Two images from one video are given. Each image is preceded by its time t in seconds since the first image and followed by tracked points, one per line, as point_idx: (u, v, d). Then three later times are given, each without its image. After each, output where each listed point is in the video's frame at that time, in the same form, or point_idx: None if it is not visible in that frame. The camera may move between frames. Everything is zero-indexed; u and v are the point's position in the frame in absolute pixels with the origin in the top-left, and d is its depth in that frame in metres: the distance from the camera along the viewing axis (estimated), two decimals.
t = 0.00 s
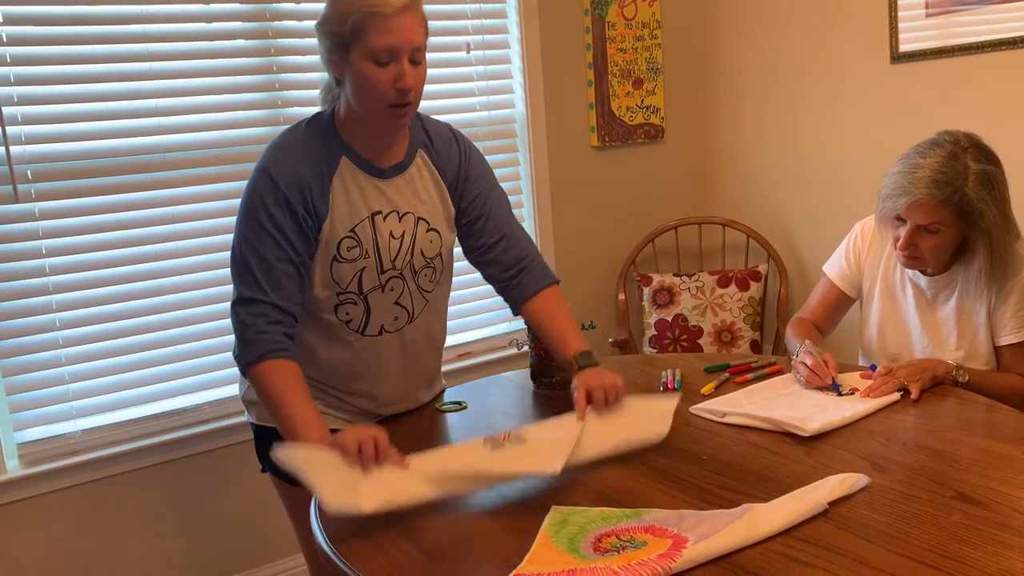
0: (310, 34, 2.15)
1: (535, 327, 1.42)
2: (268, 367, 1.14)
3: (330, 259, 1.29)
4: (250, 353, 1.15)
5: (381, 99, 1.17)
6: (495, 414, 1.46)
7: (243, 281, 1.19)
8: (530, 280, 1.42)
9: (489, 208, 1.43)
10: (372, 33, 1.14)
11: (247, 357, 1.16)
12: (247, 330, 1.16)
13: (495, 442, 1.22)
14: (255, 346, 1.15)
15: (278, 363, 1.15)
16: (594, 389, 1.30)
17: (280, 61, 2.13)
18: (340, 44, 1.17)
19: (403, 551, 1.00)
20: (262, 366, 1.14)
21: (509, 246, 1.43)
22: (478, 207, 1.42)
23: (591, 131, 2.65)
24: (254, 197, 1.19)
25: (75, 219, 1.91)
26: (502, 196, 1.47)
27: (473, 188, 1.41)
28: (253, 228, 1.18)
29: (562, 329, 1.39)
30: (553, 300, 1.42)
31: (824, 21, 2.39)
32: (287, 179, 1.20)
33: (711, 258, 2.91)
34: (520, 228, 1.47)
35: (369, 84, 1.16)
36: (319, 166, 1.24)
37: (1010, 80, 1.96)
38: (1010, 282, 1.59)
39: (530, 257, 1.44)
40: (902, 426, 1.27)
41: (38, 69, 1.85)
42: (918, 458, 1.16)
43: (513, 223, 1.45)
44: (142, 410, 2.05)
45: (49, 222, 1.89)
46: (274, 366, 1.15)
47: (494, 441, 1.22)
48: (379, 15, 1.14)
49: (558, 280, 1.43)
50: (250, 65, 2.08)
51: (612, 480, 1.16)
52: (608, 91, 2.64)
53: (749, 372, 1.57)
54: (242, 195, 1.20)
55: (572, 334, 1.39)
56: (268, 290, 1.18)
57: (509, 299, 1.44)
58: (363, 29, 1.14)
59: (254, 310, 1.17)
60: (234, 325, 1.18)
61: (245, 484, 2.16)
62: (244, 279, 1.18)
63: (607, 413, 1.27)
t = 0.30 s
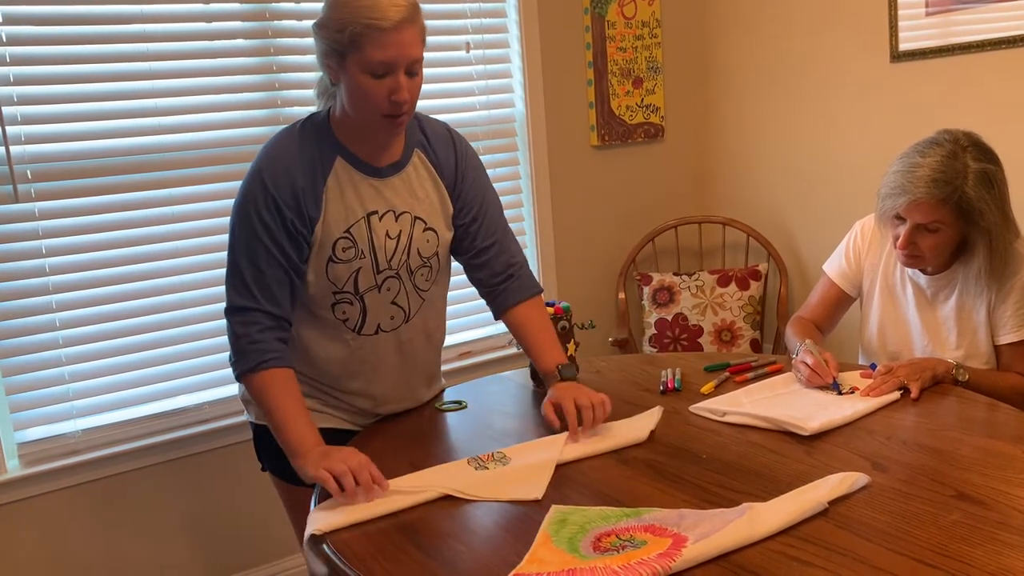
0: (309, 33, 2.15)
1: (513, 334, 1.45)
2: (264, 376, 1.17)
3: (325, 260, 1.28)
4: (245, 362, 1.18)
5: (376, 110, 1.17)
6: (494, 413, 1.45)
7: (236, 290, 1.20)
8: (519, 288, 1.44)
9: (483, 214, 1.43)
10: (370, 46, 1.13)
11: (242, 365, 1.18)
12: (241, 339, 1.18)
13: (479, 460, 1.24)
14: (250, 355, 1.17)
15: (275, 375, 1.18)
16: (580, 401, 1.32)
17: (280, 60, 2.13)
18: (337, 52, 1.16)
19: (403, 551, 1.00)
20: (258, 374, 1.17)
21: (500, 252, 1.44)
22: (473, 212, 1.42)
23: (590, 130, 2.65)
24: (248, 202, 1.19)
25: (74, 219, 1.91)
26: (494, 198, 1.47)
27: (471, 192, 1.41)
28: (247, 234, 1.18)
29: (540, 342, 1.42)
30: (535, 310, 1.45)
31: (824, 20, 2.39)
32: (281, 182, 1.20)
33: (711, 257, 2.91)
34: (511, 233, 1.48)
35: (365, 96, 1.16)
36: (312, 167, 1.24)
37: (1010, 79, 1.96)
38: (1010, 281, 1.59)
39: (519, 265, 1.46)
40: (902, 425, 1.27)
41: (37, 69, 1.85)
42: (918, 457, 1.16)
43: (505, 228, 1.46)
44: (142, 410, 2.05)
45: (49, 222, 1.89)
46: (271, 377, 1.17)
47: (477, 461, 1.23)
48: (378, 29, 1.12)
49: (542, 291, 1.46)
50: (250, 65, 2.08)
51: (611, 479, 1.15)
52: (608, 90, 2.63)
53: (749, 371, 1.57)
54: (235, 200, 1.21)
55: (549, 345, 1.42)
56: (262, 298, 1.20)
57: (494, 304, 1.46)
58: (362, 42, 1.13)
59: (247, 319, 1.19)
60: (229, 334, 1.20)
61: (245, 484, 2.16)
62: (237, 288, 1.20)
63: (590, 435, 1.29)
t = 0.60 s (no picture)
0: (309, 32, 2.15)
1: (510, 334, 1.41)
2: (289, 364, 1.14)
3: (322, 258, 1.28)
4: (266, 355, 1.15)
5: (370, 110, 1.17)
6: (495, 412, 1.45)
7: (248, 287, 1.18)
8: (512, 284, 1.40)
9: (477, 210, 1.42)
10: (364, 47, 1.12)
11: (265, 357, 1.15)
12: (259, 333, 1.16)
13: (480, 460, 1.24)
14: (271, 344, 1.15)
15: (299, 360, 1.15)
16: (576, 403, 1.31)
17: (280, 60, 2.13)
18: (331, 53, 1.15)
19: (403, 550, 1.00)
20: (280, 364, 1.14)
21: (495, 249, 1.42)
22: (467, 207, 1.41)
23: (590, 129, 2.65)
24: (248, 200, 1.19)
25: (74, 218, 1.91)
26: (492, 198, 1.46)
27: (465, 187, 1.40)
28: (247, 232, 1.18)
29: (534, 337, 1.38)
30: (530, 306, 1.41)
31: (825, 18, 2.39)
32: (280, 179, 1.20)
33: (711, 256, 2.91)
34: (509, 234, 1.46)
35: (359, 96, 1.16)
36: (310, 165, 1.25)
37: (1010, 78, 1.96)
38: (1010, 280, 1.59)
39: (515, 263, 1.43)
40: (903, 423, 1.27)
41: (37, 68, 1.85)
42: (918, 456, 1.16)
43: (502, 227, 1.44)
44: (141, 409, 2.05)
45: (48, 222, 1.89)
46: (297, 363, 1.14)
47: (478, 461, 1.23)
48: (373, 30, 1.11)
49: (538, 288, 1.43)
50: (250, 64, 2.09)
51: (612, 478, 1.16)
52: (608, 89, 2.63)
53: (750, 370, 1.57)
54: (235, 198, 1.20)
55: (544, 342, 1.38)
56: (275, 292, 1.18)
57: (488, 303, 1.42)
58: (356, 42, 1.12)
59: (264, 314, 1.17)
60: (244, 332, 1.18)
61: (245, 483, 2.17)
62: (249, 284, 1.18)
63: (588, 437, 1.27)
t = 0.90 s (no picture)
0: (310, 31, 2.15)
1: (511, 331, 1.42)
2: (287, 365, 1.14)
3: (323, 259, 1.29)
4: (264, 356, 1.15)
5: (371, 111, 1.17)
6: (495, 411, 1.46)
7: (248, 287, 1.18)
8: (516, 286, 1.40)
9: (480, 212, 1.42)
10: (365, 48, 1.12)
11: (264, 358, 1.15)
12: (257, 333, 1.16)
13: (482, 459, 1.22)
14: (269, 345, 1.15)
15: (297, 363, 1.14)
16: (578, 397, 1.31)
17: (281, 59, 2.13)
18: (333, 54, 1.15)
19: (404, 548, 1.00)
20: (277, 365, 1.14)
21: (498, 251, 1.42)
22: (470, 210, 1.41)
23: (591, 128, 2.65)
24: (249, 199, 1.19)
25: (75, 217, 1.91)
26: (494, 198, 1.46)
27: (468, 189, 1.40)
28: (249, 232, 1.18)
29: (540, 339, 1.39)
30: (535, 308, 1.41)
31: (826, 17, 2.39)
32: (282, 179, 1.20)
33: (712, 255, 2.91)
34: (511, 235, 1.46)
35: (360, 97, 1.16)
36: (312, 165, 1.24)
37: (1011, 77, 1.96)
38: (1011, 279, 1.59)
39: (518, 265, 1.43)
40: (903, 422, 1.27)
41: (36, 67, 1.85)
42: (919, 455, 1.16)
43: (505, 229, 1.44)
44: (142, 408, 2.05)
45: (49, 220, 1.89)
46: (294, 365, 1.14)
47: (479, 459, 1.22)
48: (373, 31, 1.11)
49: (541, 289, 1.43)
50: (251, 63, 2.09)
51: (612, 476, 1.16)
52: (609, 89, 2.63)
53: (750, 368, 1.57)
54: (237, 198, 1.20)
55: (550, 343, 1.39)
56: (274, 292, 1.18)
57: (492, 305, 1.43)
58: (357, 43, 1.12)
59: (263, 315, 1.17)
60: (243, 332, 1.18)
61: (246, 481, 2.17)
62: (249, 285, 1.18)
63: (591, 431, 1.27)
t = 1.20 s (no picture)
0: (311, 31, 2.15)
1: (508, 333, 1.41)
2: (290, 368, 1.15)
3: (327, 260, 1.29)
4: (268, 358, 1.16)
5: (375, 113, 1.17)
6: (496, 410, 1.46)
7: (252, 289, 1.19)
8: (516, 288, 1.41)
9: (481, 214, 1.42)
10: (370, 51, 1.12)
11: (269, 360, 1.16)
12: (261, 335, 1.17)
13: (479, 459, 1.23)
14: (274, 347, 1.16)
15: (301, 365, 1.15)
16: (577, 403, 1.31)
17: (282, 58, 2.13)
18: (337, 55, 1.15)
19: (405, 547, 1.00)
20: (281, 367, 1.15)
21: (499, 253, 1.43)
22: (471, 212, 1.41)
23: (592, 128, 2.65)
24: (253, 198, 1.19)
25: (76, 216, 1.91)
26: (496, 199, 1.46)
27: (470, 191, 1.40)
28: (253, 232, 1.18)
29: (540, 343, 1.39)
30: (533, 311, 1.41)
31: (826, 17, 2.39)
32: (285, 179, 1.20)
33: (712, 255, 2.91)
34: (512, 237, 1.46)
35: (365, 100, 1.16)
36: (315, 166, 1.24)
37: (1011, 77, 1.96)
38: (1011, 278, 1.59)
39: (518, 267, 1.43)
40: (904, 422, 1.27)
41: (37, 67, 1.85)
42: (920, 455, 1.16)
43: (506, 231, 1.45)
44: (143, 407, 2.05)
45: (50, 220, 1.89)
46: (299, 368, 1.15)
47: (479, 460, 1.22)
48: (378, 34, 1.11)
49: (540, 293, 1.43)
50: (252, 63, 2.09)
51: (613, 476, 1.16)
52: (610, 88, 2.64)
53: (751, 368, 1.57)
54: (241, 199, 1.20)
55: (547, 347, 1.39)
56: (278, 294, 1.19)
57: (491, 306, 1.43)
58: (361, 46, 1.12)
59: (267, 316, 1.18)
60: (248, 334, 1.19)
61: (246, 481, 2.17)
62: (254, 286, 1.19)
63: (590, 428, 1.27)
